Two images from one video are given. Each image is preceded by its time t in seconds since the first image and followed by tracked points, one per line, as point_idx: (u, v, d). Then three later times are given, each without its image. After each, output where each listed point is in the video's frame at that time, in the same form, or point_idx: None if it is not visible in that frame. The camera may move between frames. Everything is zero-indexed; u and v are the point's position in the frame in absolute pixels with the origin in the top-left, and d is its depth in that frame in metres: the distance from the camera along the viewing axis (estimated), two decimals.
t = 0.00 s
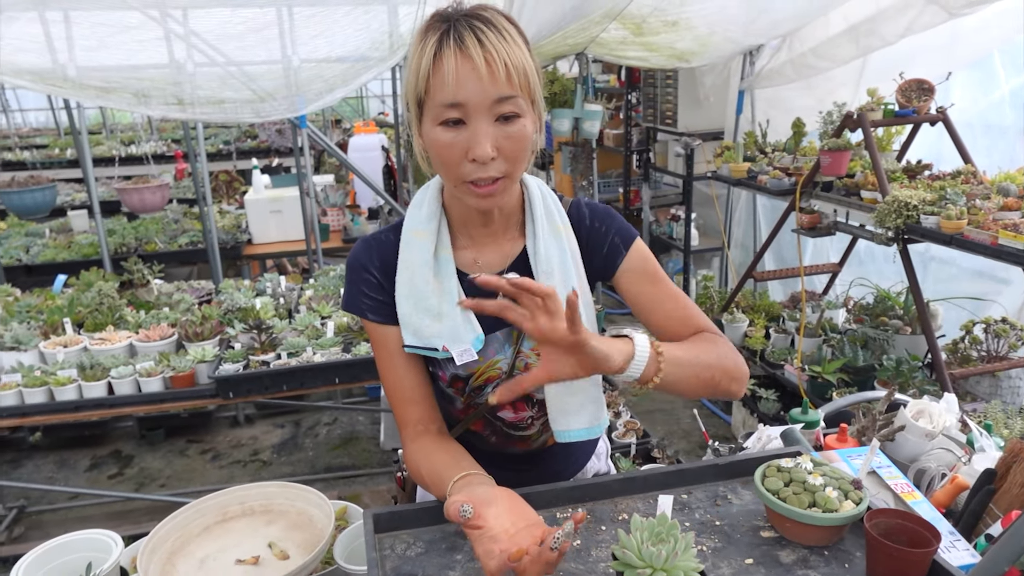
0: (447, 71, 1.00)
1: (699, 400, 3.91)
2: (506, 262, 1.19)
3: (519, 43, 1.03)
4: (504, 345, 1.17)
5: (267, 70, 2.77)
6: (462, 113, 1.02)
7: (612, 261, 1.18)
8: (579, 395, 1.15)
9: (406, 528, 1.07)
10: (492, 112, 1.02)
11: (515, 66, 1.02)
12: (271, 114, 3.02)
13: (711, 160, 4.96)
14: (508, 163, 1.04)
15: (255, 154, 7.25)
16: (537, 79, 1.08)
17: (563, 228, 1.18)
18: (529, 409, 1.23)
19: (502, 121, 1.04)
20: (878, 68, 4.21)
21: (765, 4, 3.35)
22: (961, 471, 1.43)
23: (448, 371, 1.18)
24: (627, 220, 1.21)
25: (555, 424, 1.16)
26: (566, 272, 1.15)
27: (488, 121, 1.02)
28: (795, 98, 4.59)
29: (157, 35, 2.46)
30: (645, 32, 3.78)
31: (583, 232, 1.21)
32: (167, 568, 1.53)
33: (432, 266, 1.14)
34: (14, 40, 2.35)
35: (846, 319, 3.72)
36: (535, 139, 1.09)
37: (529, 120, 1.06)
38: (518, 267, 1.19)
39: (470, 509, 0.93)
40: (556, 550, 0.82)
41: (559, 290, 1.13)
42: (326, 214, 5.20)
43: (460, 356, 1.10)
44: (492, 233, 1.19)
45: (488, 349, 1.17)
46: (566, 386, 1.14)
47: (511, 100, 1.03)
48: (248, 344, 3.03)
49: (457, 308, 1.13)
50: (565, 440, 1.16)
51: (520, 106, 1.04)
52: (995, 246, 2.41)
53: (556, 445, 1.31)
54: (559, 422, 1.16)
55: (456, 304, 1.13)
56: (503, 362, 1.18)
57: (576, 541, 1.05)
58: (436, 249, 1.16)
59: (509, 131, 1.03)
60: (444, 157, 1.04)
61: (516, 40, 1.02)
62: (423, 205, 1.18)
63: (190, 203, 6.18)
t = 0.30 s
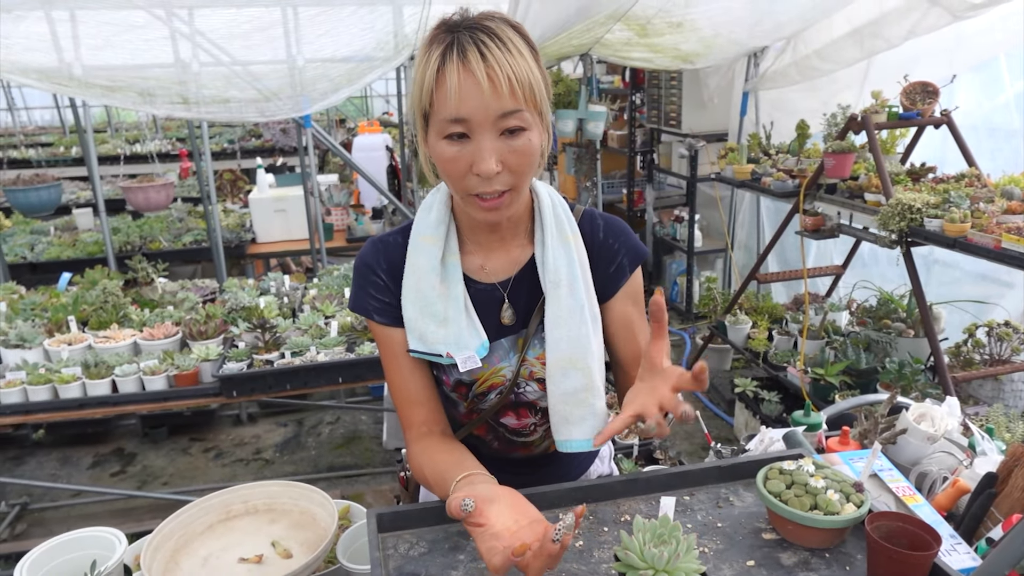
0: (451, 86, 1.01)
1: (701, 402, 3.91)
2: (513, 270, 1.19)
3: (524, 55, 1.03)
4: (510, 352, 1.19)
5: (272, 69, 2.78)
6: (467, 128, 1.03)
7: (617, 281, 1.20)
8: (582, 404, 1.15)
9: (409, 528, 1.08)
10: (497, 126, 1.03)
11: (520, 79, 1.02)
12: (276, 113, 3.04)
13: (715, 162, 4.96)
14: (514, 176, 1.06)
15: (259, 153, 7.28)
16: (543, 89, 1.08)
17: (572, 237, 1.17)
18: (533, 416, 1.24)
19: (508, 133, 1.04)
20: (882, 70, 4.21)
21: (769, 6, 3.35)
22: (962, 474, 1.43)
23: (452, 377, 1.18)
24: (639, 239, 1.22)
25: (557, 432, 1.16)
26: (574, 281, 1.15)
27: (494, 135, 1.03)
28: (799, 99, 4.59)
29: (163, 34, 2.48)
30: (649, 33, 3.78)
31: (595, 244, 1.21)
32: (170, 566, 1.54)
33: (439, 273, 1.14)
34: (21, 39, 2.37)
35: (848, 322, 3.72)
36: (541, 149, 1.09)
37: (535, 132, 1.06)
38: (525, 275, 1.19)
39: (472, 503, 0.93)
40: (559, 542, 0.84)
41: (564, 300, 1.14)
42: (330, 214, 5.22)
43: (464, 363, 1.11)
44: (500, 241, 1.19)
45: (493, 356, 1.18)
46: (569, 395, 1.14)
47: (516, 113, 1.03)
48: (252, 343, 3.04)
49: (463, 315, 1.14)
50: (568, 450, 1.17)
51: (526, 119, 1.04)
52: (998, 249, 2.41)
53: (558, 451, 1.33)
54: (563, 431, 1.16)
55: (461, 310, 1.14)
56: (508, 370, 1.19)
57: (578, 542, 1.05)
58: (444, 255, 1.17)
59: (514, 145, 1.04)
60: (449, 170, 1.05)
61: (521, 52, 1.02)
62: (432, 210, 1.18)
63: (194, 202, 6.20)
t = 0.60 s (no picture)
0: (463, 73, 1.02)
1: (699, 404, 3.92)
2: (516, 271, 1.20)
3: (535, 47, 1.05)
4: (512, 353, 1.20)
5: (274, 69, 2.79)
6: (478, 116, 1.04)
7: (618, 283, 1.22)
8: (583, 405, 1.16)
9: (410, 528, 1.09)
10: (507, 114, 1.04)
11: (530, 69, 1.04)
12: (278, 113, 3.05)
13: (714, 164, 4.98)
14: (522, 166, 1.06)
15: (260, 152, 7.29)
16: (552, 83, 1.10)
17: (575, 239, 1.19)
18: (534, 417, 1.25)
19: (517, 123, 1.05)
20: (882, 74, 4.23)
21: (769, 10, 3.36)
22: (958, 477, 1.45)
23: (454, 377, 1.20)
24: (641, 242, 1.23)
25: (558, 433, 1.17)
26: (576, 283, 1.16)
27: (503, 122, 1.04)
28: (799, 103, 4.62)
29: (165, 34, 2.49)
30: (649, 36, 3.79)
31: (597, 247, 1.22)
32: (172, 565, 1.55)
33: (443, 273, 1.15)
34: (24, 37, 2.39)
35: (847, 324, 3.73)
36: (549, 143, 1.10)
37: (543, 123, 1.08)
38: (527, 277, 1.20)
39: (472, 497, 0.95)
40: (556, 534, 0.84)
41: (566, 302, 1.15)
42: (330, 214, 5.23)
43: (466, 363, 1.13)
44: (504, 241, 1.20)
45: (495, 357, 1.19)
46: (570, 396, 1.16)
47: (526, 102, 1.05)
48: (252, 342, 3.06)
49: (467, 316, 1.15)
50: (569, 451, 1.18)
51: (534, 109, 1.06)
52: (995, 253, 2.43)
53: (558, 452, 1.34)
54: (564, 432, 1.17)
55: (465, 311, 1.15)
56: (510, 371, 1.20)
57: (578, 542, 1.06)
58: (448, 256, 1.18)
59: (523, 134, 1.05)
60: (458, 158, 1.05)
61: (532, 44, 1.05)
62: (436, 210, 1.19)
63: (195, 201, 6.21)
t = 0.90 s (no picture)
0: (455, 69, 1.02)
1: (691, 406, 3.93)
2: (507, 271, 1.20)
3: (526, 45, 1.05)
4: (502, 353, 1.20)
5: (268, 70, 2.78)
6: (468, 111, 1.04)
7: (608, 287, 1.22)
8: (573, 405, 1.16)
9: (400, 529, 1.09)
10: (497, 110, 1.04)
11: (521, 67, 1.05)
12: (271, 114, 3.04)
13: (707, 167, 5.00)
14: (512, 163, 1.05)
15: (253, 153, 7.27)
16: (543, 82, 1.10)
17: (566, 240, 1.19)
18: (524, 418, 1.25)
19: (507, 120, 1.06)
20: (874, 78, 4.25)
21: (763, 13, 3.37)
22: (947, 478, 1.45)
23: (445, 376, 1.20)
24: (633, 247, 1.23)
25: (547, 434, 1.17)
26: (566, 283, 1.16)
27: (493, 119, 1.04)
28: (791, 106, 4.64)
29: (158, 34, 2.48)
30: (643, 39, 3.80)
31: (588, 249, 1.22)
32: (160, 566, 1.54)
33: (434, 272, 1.15)
34: (16, 36, 2.37)
35: (838, 327, 3.75)
36: (539, 141, 1.10)
37: (534, 120, 1.08)
38: (518, 278, 1.20)
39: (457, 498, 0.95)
40: (541, 536, 0.84)
41: (556, 302, 1.15)
42: (323, 215, 5.22)
43: (457, 361, 1.12)
44: (496, 241, 1.21)
45: (485, 357, 1.19)
46: (560, 397, 1.15)
47: (516, 99, 1.05)
48: (244, 344, 3.04)
49: (457, 315, 1.15)
50: (557, 451, 1.18)
51: (525, 106, 1.06)
52: (985, 256, 2.45)
53: (548, 453, 1.34)
54: (553, 432, 1.17)
55: (456, 311, 1.15)
56: (500, 371, 1.20)
57: (567, 543, 1.06)
58: (440, 255, 1.18)
59: (513, 130, 1.05)
60: (448, 154, 1.05)
61: (524, 42, 1.05)
62: (429, 210, 1.20)
63: (187, 202, 6.19)
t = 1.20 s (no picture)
0: (441, 78, 1.02)
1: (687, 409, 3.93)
2: (501, 277, 1.20)
3: (512, 51, 1.05)
4: (497, 359, 1.20)
5: (261, 75, 2.78)
6: (456, 120, 1.04)
7: (599, 291, 1.22)
8: (567, 410, 1.16)
9: (394, 535, 1.08)
10: (484, 118, 1.04)
11: (507, 74, 1.04)
12: (265, 119, 3.04)
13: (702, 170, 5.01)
14: (501, 170, 1.05)
15: (248, 158, 7.27)
16: (531, 88, 1.10)
17: (559, 245, 1.18)
18: (519, 423, 1.25)
19: (495, 127, 1.05)
20: (867, 81, 4.27)
21: (756, 16, 3.38)
22: (941, 481, 1.45)
23: (440, 384, 1.19)
24: (624, 250, 1.23)
25: (543, 439, 1.17)
26: (560, 287, 1.16)
27: (480, 127, 1.04)
28: (785, 109, 4.65)
29: (151, 40, 2.48)
30: (637, 43, 3.81)
31: (581, 253, 1.22)
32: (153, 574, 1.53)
33: (428, 280, 1.15)
34: (10, 42, 2.37)
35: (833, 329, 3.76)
36: (529, 147, 1.10)
37: (522, 127, 1.07)
38: (512, 283, 1.20)
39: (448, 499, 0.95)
40: (527, 513, 0.84)
41: (550, 307, 1.15)
42: (318, 219, 5.22)
43: (452, 368, 1.12)
44: (489, 247, 1.20)
45: (480, 363, 1.19)
46: (554, 402, 1.15)
47: (503, 106, 1.04)
48: (238, 350, 3.03)
49: (452, 321, 1.14)
50: (552, 456, 1.17)
51: (512, 113, 1.06)
52: (979, 258, 2.45)
53: (543, 458, 1.33)
54: (548, 438, 1.17)
55: (451, 317, 1.15)
56: (495, 377, 1.20)
57: (562, 549, 1.06)
58: (433, 262, 1.17)
59: (501, 138, 1.05)
60: (437, 162, 1.05)
61: (510, 48, 1.05)
62: (421, 217, 1.19)
63: (182, 207, 6.17)
